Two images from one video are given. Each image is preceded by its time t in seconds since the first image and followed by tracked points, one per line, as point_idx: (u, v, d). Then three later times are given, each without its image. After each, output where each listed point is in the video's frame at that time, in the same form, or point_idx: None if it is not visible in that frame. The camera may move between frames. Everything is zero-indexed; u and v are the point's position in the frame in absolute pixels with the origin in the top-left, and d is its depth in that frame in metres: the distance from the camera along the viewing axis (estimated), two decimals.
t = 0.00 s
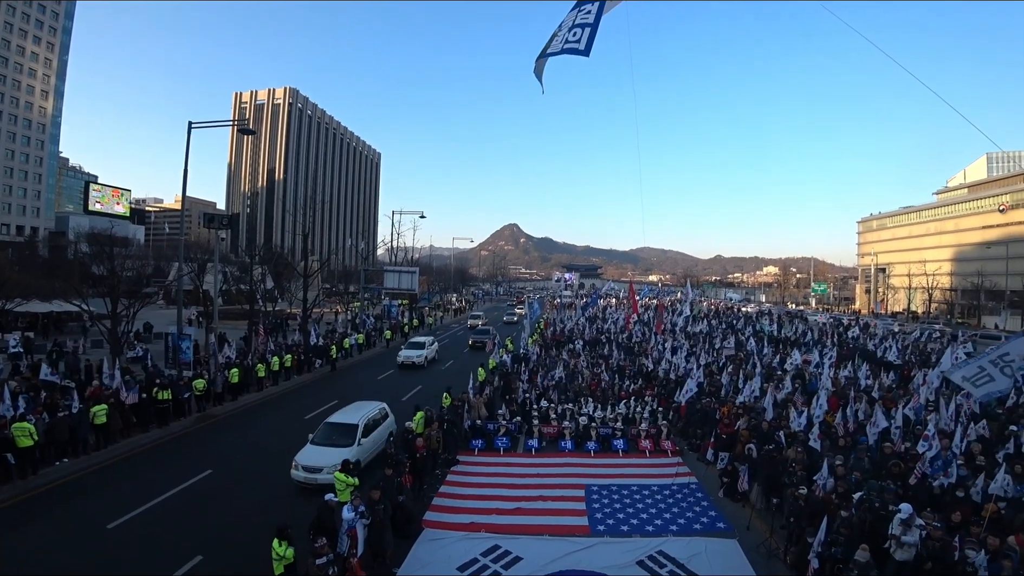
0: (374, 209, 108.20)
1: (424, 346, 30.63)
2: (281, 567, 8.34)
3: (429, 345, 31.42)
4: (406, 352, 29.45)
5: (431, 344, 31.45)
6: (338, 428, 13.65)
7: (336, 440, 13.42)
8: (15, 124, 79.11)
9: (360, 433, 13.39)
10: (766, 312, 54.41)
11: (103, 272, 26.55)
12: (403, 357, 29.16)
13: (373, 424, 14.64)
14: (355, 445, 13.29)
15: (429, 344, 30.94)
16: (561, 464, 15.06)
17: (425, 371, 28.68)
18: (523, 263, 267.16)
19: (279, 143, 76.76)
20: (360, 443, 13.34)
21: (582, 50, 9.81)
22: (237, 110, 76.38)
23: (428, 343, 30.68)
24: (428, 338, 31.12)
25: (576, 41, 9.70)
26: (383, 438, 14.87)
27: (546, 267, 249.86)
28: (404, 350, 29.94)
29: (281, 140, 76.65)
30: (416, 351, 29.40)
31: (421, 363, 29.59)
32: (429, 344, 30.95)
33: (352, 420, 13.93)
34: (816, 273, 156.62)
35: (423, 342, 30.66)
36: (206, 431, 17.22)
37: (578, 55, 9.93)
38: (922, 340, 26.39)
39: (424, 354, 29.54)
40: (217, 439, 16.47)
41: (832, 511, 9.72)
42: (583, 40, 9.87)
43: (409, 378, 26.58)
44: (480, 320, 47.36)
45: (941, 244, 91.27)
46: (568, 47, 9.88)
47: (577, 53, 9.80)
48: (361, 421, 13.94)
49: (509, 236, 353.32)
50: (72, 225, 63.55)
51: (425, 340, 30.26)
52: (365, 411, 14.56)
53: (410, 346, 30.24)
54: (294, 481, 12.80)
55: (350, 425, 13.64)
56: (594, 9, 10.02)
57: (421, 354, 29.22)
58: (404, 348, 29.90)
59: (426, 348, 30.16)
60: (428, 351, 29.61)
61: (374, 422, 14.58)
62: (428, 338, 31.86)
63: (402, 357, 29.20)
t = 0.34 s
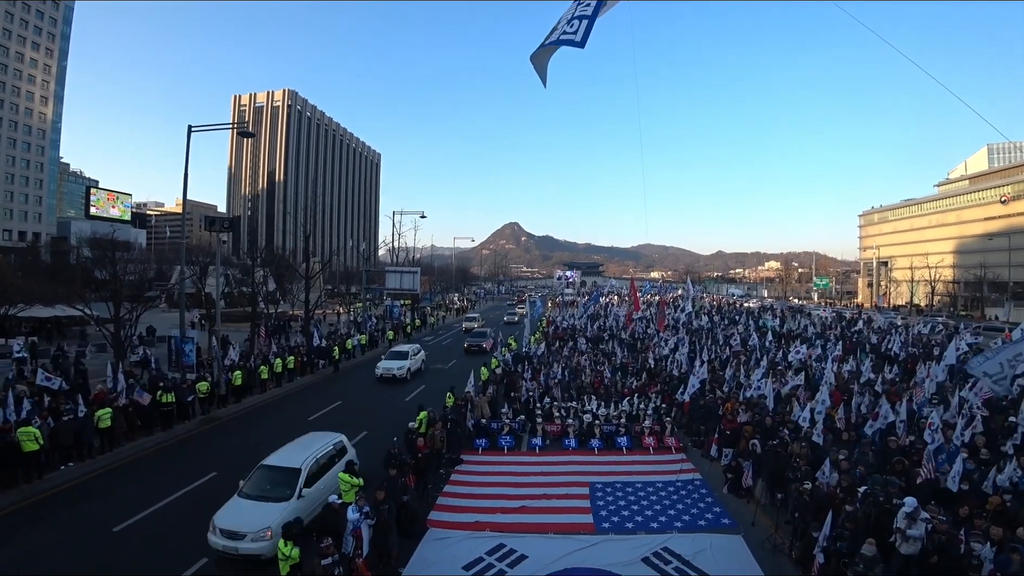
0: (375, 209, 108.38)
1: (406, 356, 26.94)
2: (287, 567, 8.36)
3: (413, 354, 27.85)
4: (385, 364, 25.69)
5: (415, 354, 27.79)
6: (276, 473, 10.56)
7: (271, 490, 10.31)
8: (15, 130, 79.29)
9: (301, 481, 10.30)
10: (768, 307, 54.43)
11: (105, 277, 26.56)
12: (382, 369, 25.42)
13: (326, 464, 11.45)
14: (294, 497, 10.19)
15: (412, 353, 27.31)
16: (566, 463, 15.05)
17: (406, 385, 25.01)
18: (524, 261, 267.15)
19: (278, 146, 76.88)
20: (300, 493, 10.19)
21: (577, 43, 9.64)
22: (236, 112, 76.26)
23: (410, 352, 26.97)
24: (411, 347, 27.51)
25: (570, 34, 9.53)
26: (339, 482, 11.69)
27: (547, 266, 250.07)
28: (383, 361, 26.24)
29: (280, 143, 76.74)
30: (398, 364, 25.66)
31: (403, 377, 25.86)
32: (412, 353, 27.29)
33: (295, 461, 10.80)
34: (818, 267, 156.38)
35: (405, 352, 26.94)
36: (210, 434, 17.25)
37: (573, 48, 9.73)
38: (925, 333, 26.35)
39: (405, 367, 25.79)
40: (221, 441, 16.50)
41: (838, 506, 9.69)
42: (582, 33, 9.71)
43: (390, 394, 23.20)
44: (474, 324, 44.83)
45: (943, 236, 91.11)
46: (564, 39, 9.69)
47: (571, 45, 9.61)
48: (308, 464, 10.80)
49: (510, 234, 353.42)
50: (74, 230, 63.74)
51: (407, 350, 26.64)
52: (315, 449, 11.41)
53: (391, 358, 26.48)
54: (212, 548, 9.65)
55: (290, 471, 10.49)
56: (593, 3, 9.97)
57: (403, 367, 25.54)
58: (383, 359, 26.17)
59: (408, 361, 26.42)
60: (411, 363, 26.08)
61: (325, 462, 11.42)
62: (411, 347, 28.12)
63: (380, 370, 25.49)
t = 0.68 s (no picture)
0: (378, 211, 108.73)
1: (383, 372, 22.79)
2: (296, 569, 8.37)
3: (392, 367, 23.72)
4: (356, 382, 21.73)
5: (394, 367, 23.74)
6: (154, 568, 7.39)
7: None
8: (20, 139, 79.81)
9: None
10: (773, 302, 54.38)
11: (110, 283, 26.67)
12: (354, 390, 21.49)
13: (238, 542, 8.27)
14: None
15: (391, 367, 23.29)
16: (573, 461, 15.05)
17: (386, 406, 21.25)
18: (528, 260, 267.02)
19: (281, 149, 77.27)
20: None
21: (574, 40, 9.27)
22: (238, 117, 76.72)
23: (388, 366, 22.90)
24: (389, 360, 23.29)
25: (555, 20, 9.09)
26: (261, 561, 8.56)
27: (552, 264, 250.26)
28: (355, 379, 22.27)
29: (283, 146, 77.13)
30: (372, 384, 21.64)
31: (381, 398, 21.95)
32: (390, 368, 23.12)
33: (185, 545, 7.62)
34: (824, 262, 155.72)
35: (382, 367, 22.84)
36: (217, 437, 17.31)
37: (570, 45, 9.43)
38: (932, 326, 26.19)
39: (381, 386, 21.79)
40: (228, 444, 16.55)
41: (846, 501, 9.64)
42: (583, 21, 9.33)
43: (371, 417, 19.80)
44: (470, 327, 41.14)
45: (949, 229, 90.70)
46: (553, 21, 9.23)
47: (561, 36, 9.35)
48: (198, 552, 7.56)
49: (514, 234, 353.67)
50: (80, 236, 64.09)
51: (384, 365, 22.57)
52: (221, 521, 8.22)
53: (366, 374, 22.44)
54: None
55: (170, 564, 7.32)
56: None
57: (377, 387, 21.33)
58: (356, 377, 22.24)
59: (384, 377, 22.33)
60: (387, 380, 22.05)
61: (236, 539, 8.23)
62: (391, 358, 24.07)
63: (352, 390, 21.55)
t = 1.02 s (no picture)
0: (379, 214, 108.87)
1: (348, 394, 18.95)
2: (299, 572, 8.38)
3: (360, 386, 19.87)
4: (313, 407, 17.82)
5: (363, 386, 19.83)
6: None
7: None
8: (21, 144, 79.96)
9: None
10: (774, 300, 54.39)
11: (112, 287, 26.70)
12: (309, 417, 17.63)
13: None
14: None
15: (358, 388, 19.42)
16: (574, 462, 15.02)
17: (350, 438, 17.47)
18: (528, 261, 266.93)
19: (281, 152, 77.46)
20: None
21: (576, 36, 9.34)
22: (238, 120, 76.79)
23: (353, 388, 18.97)
24: (356, 380, 19.42)
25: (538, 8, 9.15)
26: None
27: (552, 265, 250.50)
28: (312, 403, 18.37)
29: (282, 149, 77.33)
30: (331, 411, 17.74)
31: (344, 427, 18.13)
32: (357, 389, 19.17)
33: None
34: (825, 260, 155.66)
35: (347, 388, 18.92)
36: (220, 440, 17.31)
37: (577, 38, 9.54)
38: (934, 325, 26.17)
39: (342, 412, 17.94)
40: (231, 447, 16.56)
41: (848, 500, 9.62)
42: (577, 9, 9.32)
43: (332, 449, 16.36)
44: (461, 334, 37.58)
45: (950, 226, 90.56)
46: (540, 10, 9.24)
47: (555, 28, 9.59)
48: None
49: (514, 235, 353.69)
50: (81, 240, 64.14)
51: (347, 387, 18.68)
52: None
53: (326, 397, 18.56)
54: None
55: None
56: None
57: (336, 414, 17.58)
58: (313, 401, 18.37)
59: (348, 402, 18.42)
60: (350, 405, 18.22)
61: None
62: (359, 375, 20.13)
63: (307, 417, 17.67)
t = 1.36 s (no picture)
0: (376, 217, 108.97)
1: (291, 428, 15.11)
2: None
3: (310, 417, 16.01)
4: (243, 447, 14.03)
5: (314, 415, 16.09)
6: None
7: None
8: (17, 150, 79.90)
9: None
10: (772, 300, 54.56)
11: (109, 293, 26.64)
12: (239, 460, 13.87)
13: None
14: None
15: (305, 420, 15.61)
16: (574, 464, 15.00)
17: (293, 485, 13.73)
18: (526, 263, 266.91)
19: (278, 157, 77.45)
20: None
21: (575, 36, 9.40)
22: (235, 124, 76.77)
23: (298, 419, 15.16)
24: (302, 410, 15.59)
25: None
26: None
27: (550, 267, 250.86)
28: (245, 440, 14.55)
29: (279, 153, 77.29)
30: (266, 451, 13.94)
31: (285, 470, 14.33)
32: (303, 422, 15.35)
33: None
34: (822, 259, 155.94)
35: (290, 420, 15.09)
36: (219, 446, 17.27)
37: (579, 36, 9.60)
38: (930, 322, 26.25)
39: (282, 452, 14.14)
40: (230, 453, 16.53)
41: (848, 499, 9.62)
42: (576, 7, 9.34)
43: (276, 496, 13.08)
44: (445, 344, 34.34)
45: (946, 224, 90.87)
46: None
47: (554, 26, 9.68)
48: None
49: (512, 237, 354.21)
50: (78, 246, 64.05)
51: (290, 420, 14.86)
52: None
53: (263, 433, 14.72)
54: None
55: None
56: None
57: (270, 458, 13.79)
58: (247, 437, 14.57)
59: (290, 438, 14.54)
60: (290, 445, 14.38)
61: None
62: (308, 403, 16.27)
63: (236, 460, 13.88)
